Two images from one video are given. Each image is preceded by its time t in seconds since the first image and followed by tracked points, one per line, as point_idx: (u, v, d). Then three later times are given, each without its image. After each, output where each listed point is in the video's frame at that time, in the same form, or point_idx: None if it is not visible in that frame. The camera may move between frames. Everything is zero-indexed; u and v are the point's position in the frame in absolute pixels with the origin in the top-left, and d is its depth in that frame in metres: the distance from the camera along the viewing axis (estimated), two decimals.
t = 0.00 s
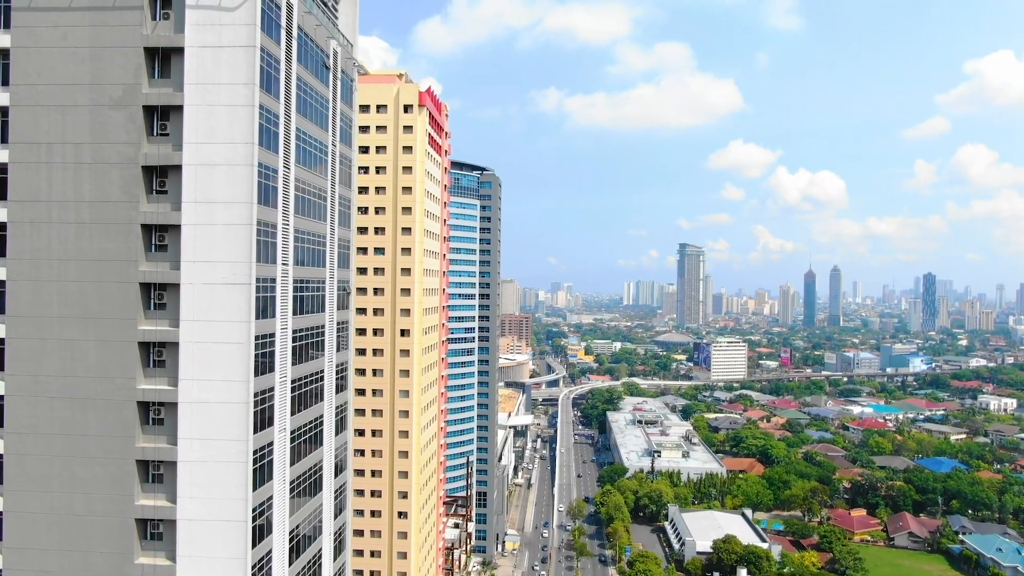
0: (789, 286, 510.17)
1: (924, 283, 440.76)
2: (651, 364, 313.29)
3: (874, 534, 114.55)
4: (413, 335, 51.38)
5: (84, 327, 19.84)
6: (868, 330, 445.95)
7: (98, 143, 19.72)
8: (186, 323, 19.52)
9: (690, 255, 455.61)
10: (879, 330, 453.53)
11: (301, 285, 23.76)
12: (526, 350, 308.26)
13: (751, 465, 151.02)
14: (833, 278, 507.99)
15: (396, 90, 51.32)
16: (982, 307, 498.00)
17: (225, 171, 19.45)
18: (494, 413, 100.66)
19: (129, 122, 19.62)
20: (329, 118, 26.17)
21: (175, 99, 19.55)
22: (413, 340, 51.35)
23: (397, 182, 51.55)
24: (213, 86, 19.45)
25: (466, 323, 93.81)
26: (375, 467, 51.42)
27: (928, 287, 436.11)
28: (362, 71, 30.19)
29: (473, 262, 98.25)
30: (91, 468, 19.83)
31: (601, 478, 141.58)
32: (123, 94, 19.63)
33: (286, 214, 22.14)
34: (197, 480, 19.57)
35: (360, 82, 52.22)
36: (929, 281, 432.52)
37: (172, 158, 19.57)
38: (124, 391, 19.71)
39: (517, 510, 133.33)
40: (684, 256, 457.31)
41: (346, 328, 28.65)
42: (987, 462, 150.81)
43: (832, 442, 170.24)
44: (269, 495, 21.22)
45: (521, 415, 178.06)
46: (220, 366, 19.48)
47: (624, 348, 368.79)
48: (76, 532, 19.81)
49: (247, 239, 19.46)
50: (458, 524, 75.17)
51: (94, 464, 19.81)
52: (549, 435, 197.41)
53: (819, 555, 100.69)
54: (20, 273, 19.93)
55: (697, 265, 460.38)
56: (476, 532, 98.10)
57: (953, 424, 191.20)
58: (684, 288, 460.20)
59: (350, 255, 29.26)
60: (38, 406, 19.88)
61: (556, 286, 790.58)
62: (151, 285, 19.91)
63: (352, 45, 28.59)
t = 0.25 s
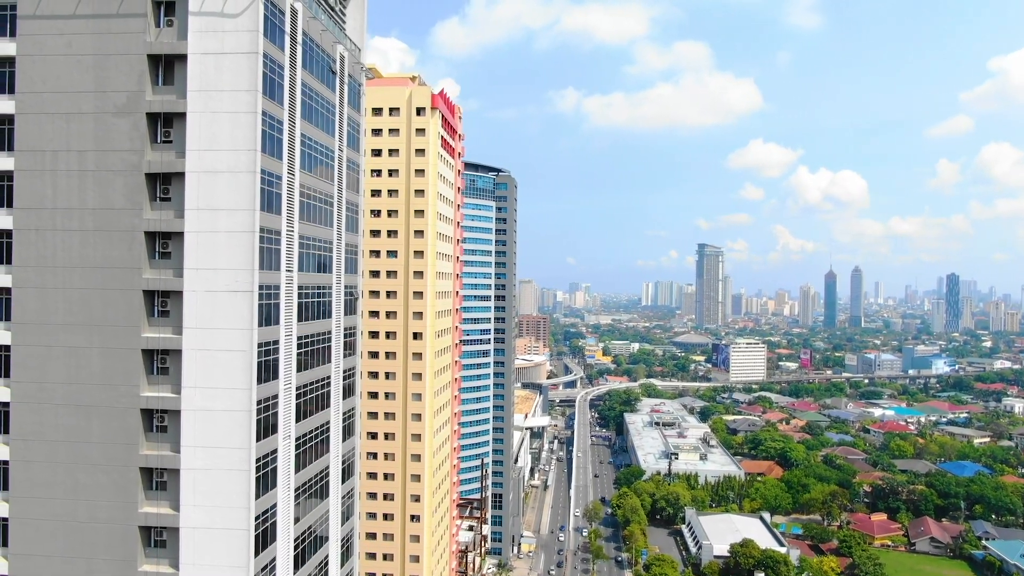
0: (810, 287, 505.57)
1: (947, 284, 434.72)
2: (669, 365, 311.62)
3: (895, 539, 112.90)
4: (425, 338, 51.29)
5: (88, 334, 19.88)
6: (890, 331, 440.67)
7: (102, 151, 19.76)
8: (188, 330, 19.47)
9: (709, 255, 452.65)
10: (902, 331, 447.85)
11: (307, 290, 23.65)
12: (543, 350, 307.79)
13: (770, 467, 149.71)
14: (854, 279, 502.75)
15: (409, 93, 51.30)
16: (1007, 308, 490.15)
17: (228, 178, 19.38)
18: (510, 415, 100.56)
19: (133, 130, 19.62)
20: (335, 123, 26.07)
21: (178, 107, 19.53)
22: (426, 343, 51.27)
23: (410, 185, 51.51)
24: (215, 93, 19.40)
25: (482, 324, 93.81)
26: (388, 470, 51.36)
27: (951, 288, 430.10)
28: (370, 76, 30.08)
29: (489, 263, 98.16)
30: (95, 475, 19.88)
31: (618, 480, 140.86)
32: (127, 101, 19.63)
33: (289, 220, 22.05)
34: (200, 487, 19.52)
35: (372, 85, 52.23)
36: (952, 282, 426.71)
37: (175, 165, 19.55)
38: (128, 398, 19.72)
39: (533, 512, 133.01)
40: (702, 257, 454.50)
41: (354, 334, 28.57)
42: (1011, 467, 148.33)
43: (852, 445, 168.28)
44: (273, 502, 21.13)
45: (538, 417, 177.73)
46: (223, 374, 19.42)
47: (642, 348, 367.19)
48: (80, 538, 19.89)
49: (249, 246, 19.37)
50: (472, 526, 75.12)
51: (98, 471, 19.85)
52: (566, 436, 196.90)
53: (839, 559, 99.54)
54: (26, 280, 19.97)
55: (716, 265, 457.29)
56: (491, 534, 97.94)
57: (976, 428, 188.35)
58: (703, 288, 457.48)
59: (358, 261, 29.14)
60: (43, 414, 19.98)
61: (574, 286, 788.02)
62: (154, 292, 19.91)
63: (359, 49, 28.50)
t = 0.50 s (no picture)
0: (831, 287, 500.40)
1: (971, 284, 428.28)
2: (688, 366, 309.68)
3: (917, 544, 111.12)
4: (438, 341, 51.19)
5: (93, 341, 19.91)
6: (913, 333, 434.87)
7: (107, 158, 19.78)
8: (192, 338, 19.43)
9: (728, 256, 449.27)
10: (925, 332, 441.86)
11: (313, 297, 23.55)
12: (561, 351, 307.19)
13: (789, 471, 148.21)
14: (876, 279, 496.77)
15: (422, 96, 51.23)
16: None
17: (231, 185, 19.33)
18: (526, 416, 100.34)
19: (137, 137, 19.61)
20: (343, 128, 25.96)
21: (182, 113, 19.50)
22: (439, 346, 51.16)
23: (423, 188, 51.44)
24: (218, 99, 19.36)
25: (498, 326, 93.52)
26: (401, 474, 51.28)
27: (976, 288, 423.61)
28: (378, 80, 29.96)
29: (505, 265, 98.01)
30: (100, 482, 19.91)
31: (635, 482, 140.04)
32: (132, 109, 19.62)
33: (295, 225, 21.96)
34: (203, 495, 19.47)
35: (385, 88, 52.23)
36: (977, 282, 420.23)
37: (179, 173, 19.51)
38: (132, 405, 19.73)
39: (550, 514, 132.65)
40: (722, 257, 451.25)
41: (362, 340, 28.47)
42: None
43: (873, 448, 166.16)
44: (278, 510, 21.03)
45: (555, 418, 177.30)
46: (227, 382, 19.37)
47: (661, 349, 365.35)
48: (85, 544, 19.93)
49: (252, 254, 19.30)
50: (487, 528, 75.04)
51: (103, 478, 19.89)
52: (583, 438, 196.38)
53: (859, 564, 98.31)
54: (33, 287, 20.04)
55: (736, 266, 453.86)
56: (507, 536, 97.69)
57: (1001, 431, 185.24)
58: (722, 289, 454.14)
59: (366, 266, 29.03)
60: (48, 421, 20.05)
61: (593, 287, 785.87)
62: (159, 299, 19.89)
63: (367, 54, 28.39)
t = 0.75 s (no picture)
0: (853, 288, 494.93)
1: (997, 285, 421.61)
2: (707, 367, 307.66)
3: (939, 550, 109.39)
4: (451, 344, 51.06)
5: (99, 348, 19.95)
6: (937, 334, 428.91)
7: (112, 165, 19.80)
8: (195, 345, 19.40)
9: (748, 256, 445.67)
10: (949, 333, 435.73)
11: (319, 303, 23.44)
12: (579, 352, 306.35)
13: (809, 474, 146.64)
14: (899, 280, 490.58)
15: (435, 98, 51.16)
16: None
17: (234, 193, 19.27)
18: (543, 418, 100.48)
19: (142, 144, 19.62)
20: (350, 133, 25.88)
21: (186, 121, 19.47)
22: (452, 350, 51.03)
23: (436, 190, 51.34)
24: (222, 106, 19.32)
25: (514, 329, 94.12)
26: (415, 476, 51.14)
27: (1001, 289, 416.96)
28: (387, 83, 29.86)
29: (521, 266, 97.87)
30: (105, 489, 19.94)
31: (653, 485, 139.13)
32: (137, 116, 19.64)
33: (300, 232, 21.88)
34: (207, 503, 19.42)
35: (399, 91, 52.21)
36: (1003, 283, 413.71)
37: (184, 179, 19.50)
38: (136, 412, 19.72)
39: (567, 517, 132.17)
40: (742, 258, 447.82)
41: (371, 345, 28.39)
42: None
43: (895, 451, 163.96)
44: (281, 518, 20.91)
45: (572, 420, 176.73)
46: (230, 391, 19.33)
47: (680, 350, 363.21)
48: (89, 551, 19.96)
49: (255, 261, 19.22)
50: (502, 531, 74.90)
51: (108, 485, 19.91)
52: (601, 439, 195.65)
53: (880, 570, 96.98)
54: (39, 294, 20.14)
55: (756, 266, 450.12)
56: (523, 538, 97.47)
57: None
58: (742, 290, 450.75)
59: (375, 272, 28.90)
60: (54, 427, 20.13)
61: (612, 287, 783.05)
62: (163, 307, 19.89)
63: (376, 59, 28.32)
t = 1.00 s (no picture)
0: (875, 289, 488.98)
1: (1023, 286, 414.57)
2: (727, 369, 305.36)
3: (962, 556, 107.40)
4: (465, 347, 50.90)
5: (105, 356, 19.96)
6: (962, 336, 422.52)
7: (117, 173, 19.80)
8: (199, 353, 19.37)
9: (769, 257, 441.63)
10: (975, 335, 429.08)
11: (325, 309, 23.33)
12: (598, 353, 305.44)
13: (829, 477, 145.03)
14: (923, 280, 484.24)
15: (449, 101, 51.06)
16: None
17: (238, 200, 19.19)
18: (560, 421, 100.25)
19: (147, 152, 19.62)
20: (358, 138, 25.75)
21: (190, 128, 19.43)
22: (465, 352, 50.89)
23: (449, 193, 51.24)
24: (226, 113, 19.26)
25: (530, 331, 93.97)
26: (428, 480, 51.00)
27: None
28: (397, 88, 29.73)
29: (538, 268, 97.61)
30: (110, 496, 19.94)
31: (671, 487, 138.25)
32: (141, 123, 19.63)
33: (306, 238, 21.80)
34: (211, 511, 19.38)
35: (412, 94, 52.17)
36: None
37: (188, 187, 19.47)
38: (141, 420, 19.72)
39: (584, 519, 131.70)
40: (762, 258, 443.92)
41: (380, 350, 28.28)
42: None
43: (918, 455, 161.60)
44: (286, 526, 20.78)
45: (590, 421, 176.10)
46: (233, 399, 19.26)
47: (699, 351, 360.90)
48: (95, 557, 20.00)
49: (259, 269, 19.14)
50: (518, 534, 74.79)
51: (113, 492, 19.93)
52: (619, 441, 194.94)
53: None
54: (46, 301, 20.22)
55: (777, 266, 445.82)
56: (540, 541, 97.16)
57: None
58: (762, 290, 447.00)
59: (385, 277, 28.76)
60: (61, 434, 20.19)
61: (631, 287, 779.68)
62: (168, 315, 19.88)
63: (385, 63, 28.22)
